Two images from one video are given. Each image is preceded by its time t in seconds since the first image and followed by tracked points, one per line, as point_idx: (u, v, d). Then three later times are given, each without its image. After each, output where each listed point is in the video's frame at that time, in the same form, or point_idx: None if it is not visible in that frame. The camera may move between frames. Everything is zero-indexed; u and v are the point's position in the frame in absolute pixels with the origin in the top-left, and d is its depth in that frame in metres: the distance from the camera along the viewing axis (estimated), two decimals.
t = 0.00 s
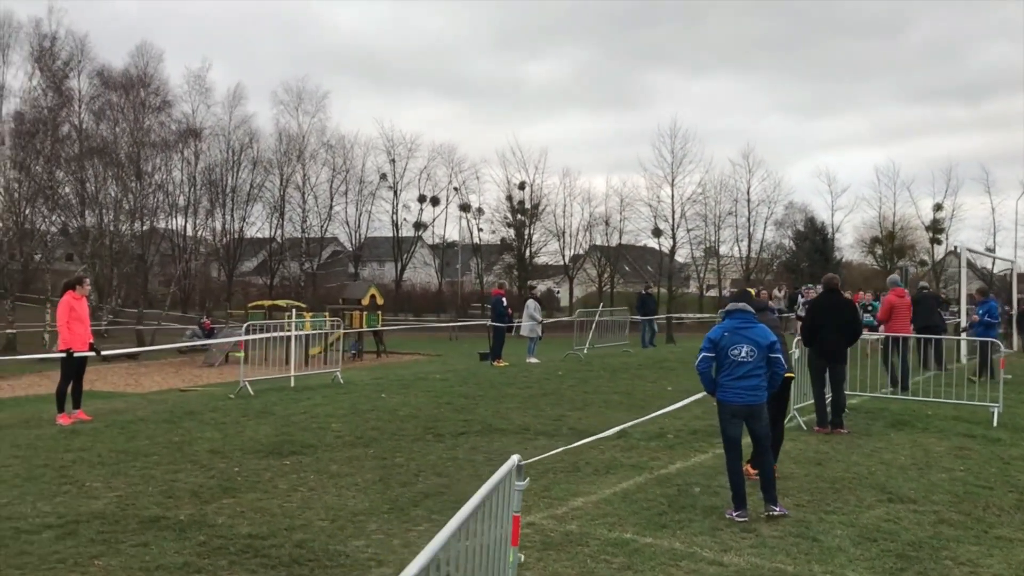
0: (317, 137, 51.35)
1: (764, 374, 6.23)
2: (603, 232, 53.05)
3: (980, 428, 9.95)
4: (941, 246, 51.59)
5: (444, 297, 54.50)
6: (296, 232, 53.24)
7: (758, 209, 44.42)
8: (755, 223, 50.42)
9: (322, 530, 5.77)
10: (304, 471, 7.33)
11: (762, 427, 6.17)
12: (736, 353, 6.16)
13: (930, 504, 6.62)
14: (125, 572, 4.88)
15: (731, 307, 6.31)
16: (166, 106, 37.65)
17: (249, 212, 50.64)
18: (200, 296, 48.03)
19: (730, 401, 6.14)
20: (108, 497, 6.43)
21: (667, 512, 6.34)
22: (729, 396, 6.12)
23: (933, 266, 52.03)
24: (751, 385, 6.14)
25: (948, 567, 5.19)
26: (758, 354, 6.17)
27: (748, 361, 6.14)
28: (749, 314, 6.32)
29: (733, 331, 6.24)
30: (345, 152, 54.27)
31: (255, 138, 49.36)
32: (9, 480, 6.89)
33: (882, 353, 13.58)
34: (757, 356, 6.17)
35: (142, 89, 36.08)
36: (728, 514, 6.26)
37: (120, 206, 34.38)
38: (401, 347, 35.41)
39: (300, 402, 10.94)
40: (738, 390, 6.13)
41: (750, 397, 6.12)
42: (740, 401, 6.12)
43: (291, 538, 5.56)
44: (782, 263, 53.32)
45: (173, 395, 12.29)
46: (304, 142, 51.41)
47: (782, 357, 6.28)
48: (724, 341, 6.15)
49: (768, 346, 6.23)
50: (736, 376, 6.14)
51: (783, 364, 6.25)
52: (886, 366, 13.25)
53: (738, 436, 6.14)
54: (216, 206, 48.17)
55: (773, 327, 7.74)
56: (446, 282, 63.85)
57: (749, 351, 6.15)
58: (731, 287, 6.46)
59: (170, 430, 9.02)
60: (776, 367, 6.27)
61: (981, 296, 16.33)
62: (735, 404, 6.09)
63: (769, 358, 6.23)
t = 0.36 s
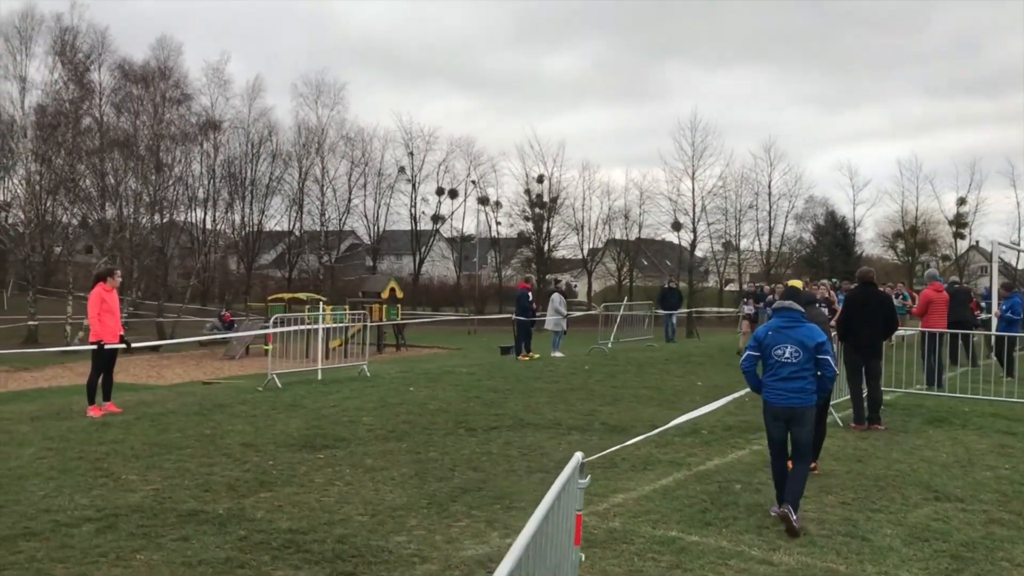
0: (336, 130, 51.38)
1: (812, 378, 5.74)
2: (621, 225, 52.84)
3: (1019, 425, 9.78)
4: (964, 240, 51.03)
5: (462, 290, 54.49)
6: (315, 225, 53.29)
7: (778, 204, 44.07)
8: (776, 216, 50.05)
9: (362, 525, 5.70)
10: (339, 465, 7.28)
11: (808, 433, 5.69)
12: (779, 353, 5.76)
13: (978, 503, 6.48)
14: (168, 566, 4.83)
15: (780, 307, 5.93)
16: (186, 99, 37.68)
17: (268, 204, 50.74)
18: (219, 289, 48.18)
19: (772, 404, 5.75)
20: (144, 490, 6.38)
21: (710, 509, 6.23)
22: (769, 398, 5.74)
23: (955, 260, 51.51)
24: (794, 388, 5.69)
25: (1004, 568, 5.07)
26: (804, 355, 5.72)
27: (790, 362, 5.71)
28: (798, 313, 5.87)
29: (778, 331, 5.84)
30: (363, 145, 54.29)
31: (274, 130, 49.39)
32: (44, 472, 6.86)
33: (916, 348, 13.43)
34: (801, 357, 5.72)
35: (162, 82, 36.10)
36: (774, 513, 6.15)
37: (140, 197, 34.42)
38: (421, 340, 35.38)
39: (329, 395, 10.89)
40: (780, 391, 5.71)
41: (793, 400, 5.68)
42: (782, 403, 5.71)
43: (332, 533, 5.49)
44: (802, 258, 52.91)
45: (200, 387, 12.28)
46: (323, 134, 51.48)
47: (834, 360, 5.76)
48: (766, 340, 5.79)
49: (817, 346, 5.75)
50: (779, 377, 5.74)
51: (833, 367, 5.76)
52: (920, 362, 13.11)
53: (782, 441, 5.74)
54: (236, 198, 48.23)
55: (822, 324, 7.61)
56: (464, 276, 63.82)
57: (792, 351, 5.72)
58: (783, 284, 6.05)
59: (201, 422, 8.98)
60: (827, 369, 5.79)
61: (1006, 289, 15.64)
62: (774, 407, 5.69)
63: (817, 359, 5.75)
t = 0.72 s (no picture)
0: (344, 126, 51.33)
1: (843, 384, 5.55)
2: (629, 222, 52.66)
3: None
4: (973, 238, 50.76)
5: (468, 287, 54.35)
6: (322, 221, 53.17)
7: (787, 201, 43.81)
8: (784, 214, 49.80)
9: (382, 526, 5.62)
10: (356, 464, 7.20)
11: (834, 441, 5.47)
12: (810, 356, 5.58)
13: (1006, 507, 6.38)
14: (187, 568, 4.75)
15: (813, 309, 5.75)
16: (194, 95, 37.63)
17: (275, 200, 50.64)
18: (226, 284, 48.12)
19: (798, 408, 5.55)
20: (159, 489, 6.30)
21: (733, 511, 6.14)
22: (797, 401, 5.54)
23: (963, 258, 51.21)
24: (823, 392, 5.49)
25: None
26: (837, 359, 5.54)
27: (822, 365, 5.53)
28: (831, 316, 5.70)
29: (810, 333, 5.66)
30: (371, 141, 54.18)
31: (282, 127, 49.26)
32: (58, 470, 6.78)
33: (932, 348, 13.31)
34: (833, 361, 5.53)
35: (169, 77, 36.04)
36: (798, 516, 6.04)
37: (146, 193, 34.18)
38: (429, 337, 35.32)
39: (341, 392, 10.82)
40: (808, 395, 5.51)
41: (820, 405, 5.47)
42: (809, 407, 5.51)
43: (352, 534, 5.40)
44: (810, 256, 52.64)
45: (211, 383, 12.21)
46: (330, 130, 51.39)
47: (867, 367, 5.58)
48: (798, 341, 5.61)
49: (850, 352, 5.58)
50: (808, 380, 5.54)
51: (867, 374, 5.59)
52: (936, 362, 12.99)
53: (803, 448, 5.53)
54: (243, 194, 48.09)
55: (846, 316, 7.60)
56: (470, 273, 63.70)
57: (825, 354, 5.54)
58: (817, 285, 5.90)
59: (214, 419, 8.91)
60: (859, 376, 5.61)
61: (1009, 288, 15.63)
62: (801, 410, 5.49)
63: (850, 365, 5.57)
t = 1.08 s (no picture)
0: (340, 122, 51.23)
1: (855, 384, 5.51)
2: (626, 219, 52.68)
3: None
4: (968, 236, 50.86)
5: (464, 284, 54.29)
6: (318, 217, 53.03)
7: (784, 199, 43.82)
8: (780, 211, 49.85)
9: (394, 524, 5.57)
10: (364, 461, 7.17)
11: (847, 443, 5.44)
12: (823, 356, 5.51)
13: (1017, 505, 6.35)
14: (201, 566, 4.69)
15: (823, 307, 5.68)
16: (190, 91, 37.49)
17: (270, 195, 50.47)
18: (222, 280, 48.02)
19: (811, 410, 5.50)
20: (168, 487, 6.24)
21: (746, 509, 6.10)
22: (811, 402, 5.48)
23: (958, 255, 51.33)
24: (838, 393, 5.44)
25: None
26: (850, 359, 5.48)
27: (836, 367, 5.47)
28: (842, 314, 5.62)
29: (822, 332, 5.59)
30: (367, 137, 54.07)
31: (278, 123, 49.15)
32: (65, 467, 6.72)
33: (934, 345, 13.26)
34: (847, 361, 5.48)
35: (166, 72, 35.90)
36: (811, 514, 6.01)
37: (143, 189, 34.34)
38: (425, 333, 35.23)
39: (344, 389, 10.76)
40: (822, 396, 5.46)
41: (835, 406, 5.42)
42: (822, 409, 5.46)
43: (364, 532, 5.35)
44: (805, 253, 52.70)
45: (213, 380, 12.16)
46: (326, 126, 51.33)
47: (879, 365, 5.55)
48: (811, 342, 5.54)
49: (863, 350, 5.53)
50: (822, 381, 5.48)
51: (880, 373, 5.52)
52: (938, 359, 12.95)
53: (815, 448, 5.47)
54: (239, 190, 47.96)
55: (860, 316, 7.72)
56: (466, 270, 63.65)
57: (838, 354, 5.48)
58: (828, 283, 5.81)
59: (218, 416, 8.85)
60: (872, 376, 5.54)
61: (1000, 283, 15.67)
62: (815, 413, 5.43)
63: (863, 363, 5.51)
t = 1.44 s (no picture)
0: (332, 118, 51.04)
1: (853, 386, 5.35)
2: (618, 217, 52.69)
3: None
4: (959, 235, 51.03)
5: (456, 281, 54.21)
6: (310, 213, 52.83)
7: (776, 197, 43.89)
8: (772, 210, 49.94)
9: (398, 521, 5.56)
10: (366, 458, 7.15)
11: (847, 444, 5.29)
12: (822, 358, 5.33)
13: (1018, 503, 6.38)
14: (206, 563, 4.67)
15: (818, 307, 5.49)
16: (181, 86, 37.32)
17: (262, 192, 50.22)
18: (213, 276, 47.81)
19: (811, 412, 5.28)
20: (169, 484, 6.21)
21: (749, 507, 6.11)
22: (811, 405, 5.28)
23: (949, 255, 51.49)
24: (839, 395, 5.27)
25: None
26: (849, 359, 5.32)
27: (836, 368, 5.30)
28: (838, 314, 5.45)
29: (819, 333, 5.41)
30: (358, 133, 53.91)
31: (269, 118, 48.94)
32: (64, 464, 6.68)
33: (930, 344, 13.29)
34: (846, 362, 5.31)
35: (158, 67, 35.69)
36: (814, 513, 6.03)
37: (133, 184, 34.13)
38: (417, 330, 35.16)
39: (341, 386, 10.71)
40: (822, 398, 5.26)
41: (836, 408, 5.25)
42: (823, 410, 5.26)
43: (369, 530, 5.33)
44: (797, 252, 52.78)
45: (209, 377, 12.12)
46: (318, 122, 51.17)
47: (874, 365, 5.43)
48: (810, 343, 5.34)
49: (861, 350, 5.38)
50: (823, 382, 5.29)
51: (877, 373, 5.39)
52: (934, 358, 12.98)
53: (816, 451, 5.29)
54: (230, 185, 47.74)
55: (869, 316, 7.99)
56: (458, 267, 63.58)
57: (837, 355, 5.31)
58: (821, 281, 5.64)
59: (216, 413, 8.80)
60: (869, 375, 5.40)
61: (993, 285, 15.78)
62: (818, 415, 5.23)
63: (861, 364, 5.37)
